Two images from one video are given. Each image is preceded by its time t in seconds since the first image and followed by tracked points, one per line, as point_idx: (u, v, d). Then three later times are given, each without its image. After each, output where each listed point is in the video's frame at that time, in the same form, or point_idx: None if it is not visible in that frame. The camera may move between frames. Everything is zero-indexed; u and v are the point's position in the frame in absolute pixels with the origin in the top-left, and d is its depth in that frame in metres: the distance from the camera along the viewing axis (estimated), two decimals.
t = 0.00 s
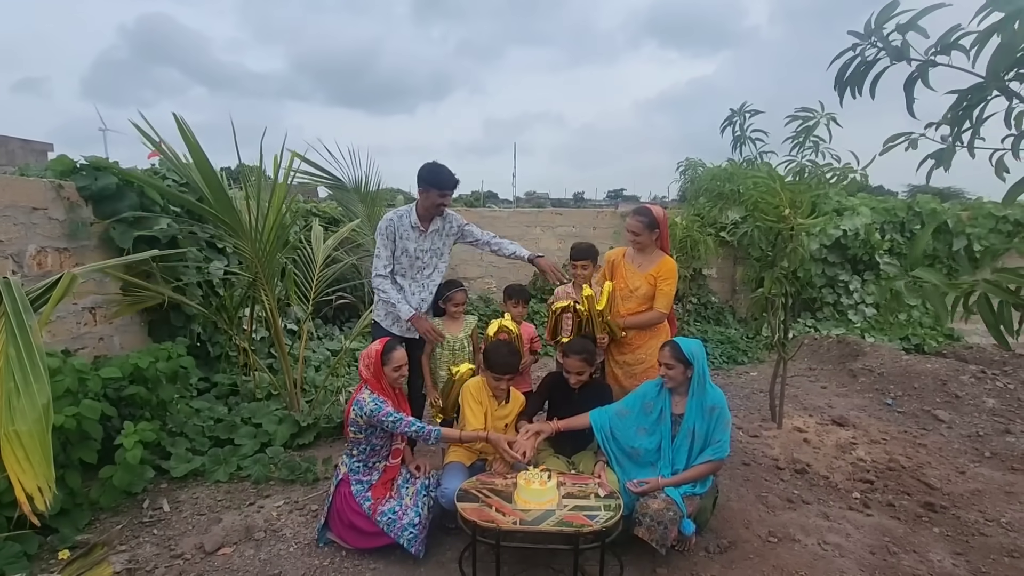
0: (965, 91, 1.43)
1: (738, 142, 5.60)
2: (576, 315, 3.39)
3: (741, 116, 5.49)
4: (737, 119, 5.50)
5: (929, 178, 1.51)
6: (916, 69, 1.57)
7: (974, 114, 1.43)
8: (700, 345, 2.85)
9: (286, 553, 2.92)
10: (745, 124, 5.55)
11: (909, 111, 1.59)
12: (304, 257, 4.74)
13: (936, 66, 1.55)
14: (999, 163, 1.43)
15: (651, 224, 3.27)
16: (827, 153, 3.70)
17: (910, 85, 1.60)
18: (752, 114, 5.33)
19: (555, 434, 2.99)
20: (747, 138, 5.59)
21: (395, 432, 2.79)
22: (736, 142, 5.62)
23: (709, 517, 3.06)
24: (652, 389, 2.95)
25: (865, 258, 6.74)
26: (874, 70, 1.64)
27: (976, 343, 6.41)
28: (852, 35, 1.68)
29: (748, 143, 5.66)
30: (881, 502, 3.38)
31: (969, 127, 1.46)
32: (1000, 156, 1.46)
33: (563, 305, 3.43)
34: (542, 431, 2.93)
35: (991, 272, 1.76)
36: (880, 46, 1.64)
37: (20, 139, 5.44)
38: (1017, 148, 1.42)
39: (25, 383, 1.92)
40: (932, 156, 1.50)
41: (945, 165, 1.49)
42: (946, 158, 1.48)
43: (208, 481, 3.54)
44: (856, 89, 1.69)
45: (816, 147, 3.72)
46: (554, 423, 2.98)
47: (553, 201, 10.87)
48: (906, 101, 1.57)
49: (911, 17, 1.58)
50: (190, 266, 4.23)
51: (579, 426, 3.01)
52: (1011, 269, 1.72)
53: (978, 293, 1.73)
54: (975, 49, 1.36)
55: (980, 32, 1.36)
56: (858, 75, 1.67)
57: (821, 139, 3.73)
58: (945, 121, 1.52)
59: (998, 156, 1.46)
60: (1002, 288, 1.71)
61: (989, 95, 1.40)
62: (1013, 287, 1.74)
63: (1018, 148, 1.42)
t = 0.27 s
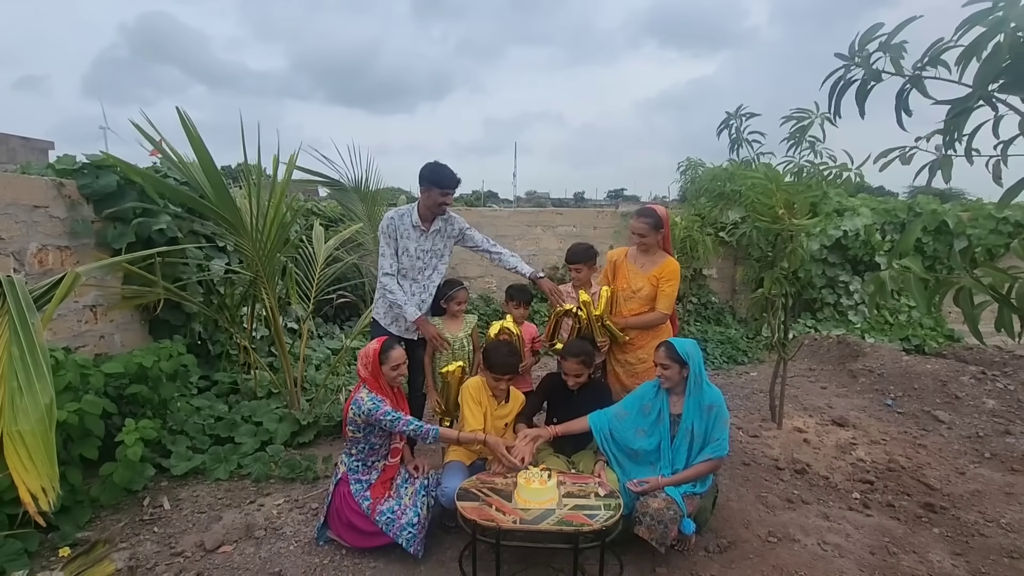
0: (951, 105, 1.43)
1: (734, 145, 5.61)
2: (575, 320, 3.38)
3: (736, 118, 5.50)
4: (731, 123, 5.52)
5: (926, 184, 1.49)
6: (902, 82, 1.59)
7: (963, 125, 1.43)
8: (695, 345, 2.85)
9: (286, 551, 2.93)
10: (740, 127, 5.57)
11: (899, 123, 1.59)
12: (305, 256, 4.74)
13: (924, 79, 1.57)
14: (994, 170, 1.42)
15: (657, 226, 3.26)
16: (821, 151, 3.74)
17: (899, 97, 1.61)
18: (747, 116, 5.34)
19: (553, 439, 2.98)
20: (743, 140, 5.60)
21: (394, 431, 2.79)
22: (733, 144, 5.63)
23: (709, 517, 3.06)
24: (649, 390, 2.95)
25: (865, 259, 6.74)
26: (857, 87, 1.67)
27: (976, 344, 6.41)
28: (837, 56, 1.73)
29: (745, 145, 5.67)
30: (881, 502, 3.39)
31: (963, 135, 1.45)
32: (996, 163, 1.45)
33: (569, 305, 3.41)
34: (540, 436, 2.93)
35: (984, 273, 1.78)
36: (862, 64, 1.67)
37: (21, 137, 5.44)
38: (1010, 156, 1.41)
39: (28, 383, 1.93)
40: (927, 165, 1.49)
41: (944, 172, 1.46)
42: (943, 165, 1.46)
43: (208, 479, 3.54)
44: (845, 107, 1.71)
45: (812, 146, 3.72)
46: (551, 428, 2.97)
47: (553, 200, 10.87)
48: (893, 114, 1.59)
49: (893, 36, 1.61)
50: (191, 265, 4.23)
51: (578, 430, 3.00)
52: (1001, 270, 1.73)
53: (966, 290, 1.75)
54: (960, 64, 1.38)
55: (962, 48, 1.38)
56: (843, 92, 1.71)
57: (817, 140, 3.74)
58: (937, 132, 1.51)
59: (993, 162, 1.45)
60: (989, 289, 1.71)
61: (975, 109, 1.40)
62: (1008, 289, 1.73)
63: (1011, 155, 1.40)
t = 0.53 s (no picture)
0: (952, 103, 1.44)
1: (727, 148, 5.61)
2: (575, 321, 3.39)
3: (728, 122, 5.50)
4: (721, 129, 5.54)
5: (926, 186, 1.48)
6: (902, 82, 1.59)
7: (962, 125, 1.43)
8: (690, 344, 2.86)
9: (286, 549, 2.93)
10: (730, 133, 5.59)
11: (899, 124, 1.59)
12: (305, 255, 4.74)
13: (924, 79, 1.56)
14: (994, 170, 1.42)
15: (657, 222, 3.29)
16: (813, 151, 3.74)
17: (899, 98, 1.61)
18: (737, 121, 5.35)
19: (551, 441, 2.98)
20: (736, 142, 5.61)
21: (393, 429, 2.79)
22: (725, 147, 5.62)
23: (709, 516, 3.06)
24: (647, 391, 2.96)
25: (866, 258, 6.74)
26: (858, 87, 1.67)
27: (976, 344, 6.41)
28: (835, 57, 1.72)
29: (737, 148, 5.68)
30: (880, 501, 3.39)
31: (963, 136, 1.45)
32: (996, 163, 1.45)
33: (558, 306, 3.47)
34: (539, 439, 2.93)
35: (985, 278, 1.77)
36: (862, 64, 1.66)
37: (21, 135, 5.44)
38: (1011, 156, 1.40)
39: (28, 380, 1.92)
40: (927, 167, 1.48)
41: (944, 173, 1.45)
42: (943, 166, 1.45)
43: (208, 477, 3.55)
44: (845, 107, 1.71)
45: (808, 146, 3.72)
46: (551, 430, 2.97)
47: (554, 200, 10.86)
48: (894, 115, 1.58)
49: (891, 36, 1.61)
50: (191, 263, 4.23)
51: (576, 433, 3.00)
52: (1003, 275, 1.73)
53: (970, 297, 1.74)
54: (961, 64, 1.38)
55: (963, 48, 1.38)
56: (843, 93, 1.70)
57: (813, 139, 3.74)
58: (937, 132, 1.51)
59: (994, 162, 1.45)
60: (993, 293, 1.71)
61: (976, 107, 1.40)
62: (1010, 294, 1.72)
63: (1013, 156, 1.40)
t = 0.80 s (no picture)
0: (964, 92, 1.44)
1: (723, 150, 5.60)
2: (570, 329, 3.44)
3: (726, 125, 5.49)
4: (717, 132, 5.53)
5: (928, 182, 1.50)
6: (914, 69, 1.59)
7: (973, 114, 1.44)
8: (687, 343, 2.86)
9: (285, 548, 2.93)
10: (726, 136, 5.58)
11: (908, 113, 1.59)
12: (305, 253, 4.74)
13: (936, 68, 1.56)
14: (1000, 165, 1.43)
15: (661, 219, 3.29)
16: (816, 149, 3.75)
17: (909, 87, 1.61)
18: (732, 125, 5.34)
19: (550, 441, 2.98)
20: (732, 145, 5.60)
21: (392, 428, 2.79)
22: (722, 150, 5.61)
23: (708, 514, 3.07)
24: (645, 391, 2.96)
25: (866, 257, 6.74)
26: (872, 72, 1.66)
27: (976, 343, 6.41)
28: (848, 40, 1.72)
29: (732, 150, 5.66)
30: (880, 500, 3.39)
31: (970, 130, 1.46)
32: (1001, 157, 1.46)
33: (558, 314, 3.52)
34: (538, 440, 2.93)
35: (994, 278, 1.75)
36: (876, 49, 1.66)
37: (20, 133, 5.44)
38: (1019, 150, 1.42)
39: (44, 377, 1.92)
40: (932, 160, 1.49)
41: (948, 168, 1.46)
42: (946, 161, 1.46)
43: (208, 476, 3.55)
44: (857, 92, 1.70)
45: (807, 144, 3.72)
46: (549, 430, 2.97)
47: (554, 198, 10.85)
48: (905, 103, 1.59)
49: (908, 21, 1.60)
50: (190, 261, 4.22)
51: (574, 432, 3.00)
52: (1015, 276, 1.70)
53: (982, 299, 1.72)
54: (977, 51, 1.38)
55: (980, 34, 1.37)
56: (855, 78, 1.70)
57: (811, 137, 3.74)
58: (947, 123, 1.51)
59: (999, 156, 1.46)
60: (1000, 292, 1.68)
61: (990, 98, 1.41)
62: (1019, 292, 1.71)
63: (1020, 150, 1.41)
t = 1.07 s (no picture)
0: (964, 92, 1.43)
1: (724, 147, 5.59)
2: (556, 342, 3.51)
3: (725, 123, 5.48)
4: (718, 130, 5.53)
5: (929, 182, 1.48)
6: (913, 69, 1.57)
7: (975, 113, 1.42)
8: (688, 341, 2.86)
9: (285, 546, 2.93)
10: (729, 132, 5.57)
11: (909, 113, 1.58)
12: (304, 251, 4.73)
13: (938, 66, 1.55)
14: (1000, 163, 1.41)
15: (679, 220, 3.21)
16: (819, 147, 3.75)
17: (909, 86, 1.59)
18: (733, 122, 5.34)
19: (550, 439, 2.98)
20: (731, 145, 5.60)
21: (392, 426, 2.78)
22: (723, 148, 5.62)
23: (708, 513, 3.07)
24: (646, 389, 2.96)
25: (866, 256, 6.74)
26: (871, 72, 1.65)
27: (976, 342, 6.41)
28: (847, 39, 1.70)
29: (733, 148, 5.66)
30: (880, 499, 3.39)
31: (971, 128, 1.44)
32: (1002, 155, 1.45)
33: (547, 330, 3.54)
34: (537, 438, 2.93)
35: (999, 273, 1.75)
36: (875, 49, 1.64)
37: (19, 131, 5.43)
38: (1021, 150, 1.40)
39: (39, 376, 1.92)
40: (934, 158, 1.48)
41: (948, 168, 1.45)
42: (949, 160, 1.45)
43: (208, 474, 3.54)
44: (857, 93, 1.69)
45: (808, 142, 3.72)
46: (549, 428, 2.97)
47: (554, 196, 10.85)
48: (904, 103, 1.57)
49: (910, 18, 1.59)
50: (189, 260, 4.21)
51: (574, 431, 3.00)
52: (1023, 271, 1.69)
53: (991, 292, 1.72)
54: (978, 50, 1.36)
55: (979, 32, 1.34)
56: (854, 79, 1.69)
57: (811, 135, 3.74)
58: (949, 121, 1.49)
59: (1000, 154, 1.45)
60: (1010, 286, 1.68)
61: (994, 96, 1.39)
62: None
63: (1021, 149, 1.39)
